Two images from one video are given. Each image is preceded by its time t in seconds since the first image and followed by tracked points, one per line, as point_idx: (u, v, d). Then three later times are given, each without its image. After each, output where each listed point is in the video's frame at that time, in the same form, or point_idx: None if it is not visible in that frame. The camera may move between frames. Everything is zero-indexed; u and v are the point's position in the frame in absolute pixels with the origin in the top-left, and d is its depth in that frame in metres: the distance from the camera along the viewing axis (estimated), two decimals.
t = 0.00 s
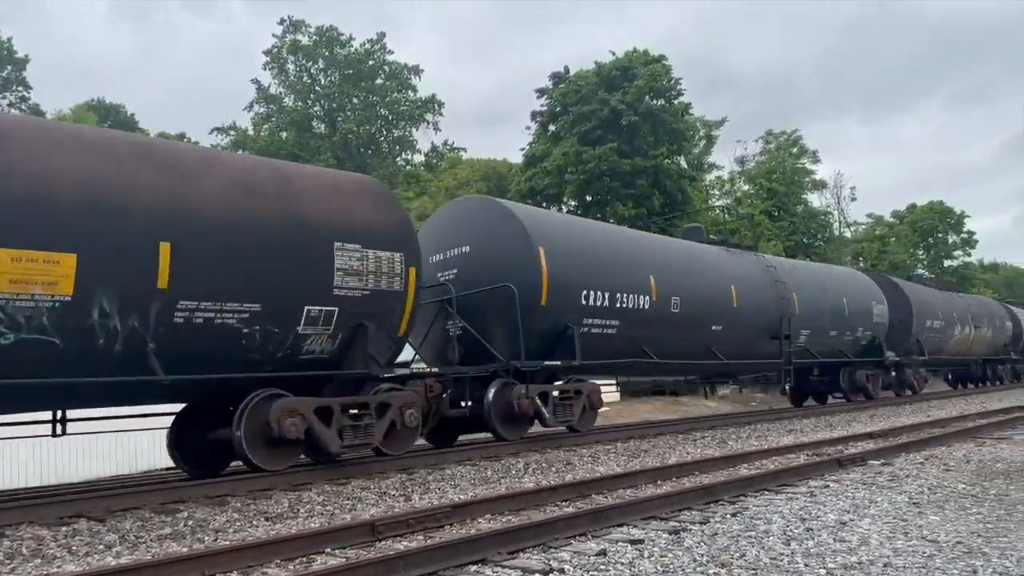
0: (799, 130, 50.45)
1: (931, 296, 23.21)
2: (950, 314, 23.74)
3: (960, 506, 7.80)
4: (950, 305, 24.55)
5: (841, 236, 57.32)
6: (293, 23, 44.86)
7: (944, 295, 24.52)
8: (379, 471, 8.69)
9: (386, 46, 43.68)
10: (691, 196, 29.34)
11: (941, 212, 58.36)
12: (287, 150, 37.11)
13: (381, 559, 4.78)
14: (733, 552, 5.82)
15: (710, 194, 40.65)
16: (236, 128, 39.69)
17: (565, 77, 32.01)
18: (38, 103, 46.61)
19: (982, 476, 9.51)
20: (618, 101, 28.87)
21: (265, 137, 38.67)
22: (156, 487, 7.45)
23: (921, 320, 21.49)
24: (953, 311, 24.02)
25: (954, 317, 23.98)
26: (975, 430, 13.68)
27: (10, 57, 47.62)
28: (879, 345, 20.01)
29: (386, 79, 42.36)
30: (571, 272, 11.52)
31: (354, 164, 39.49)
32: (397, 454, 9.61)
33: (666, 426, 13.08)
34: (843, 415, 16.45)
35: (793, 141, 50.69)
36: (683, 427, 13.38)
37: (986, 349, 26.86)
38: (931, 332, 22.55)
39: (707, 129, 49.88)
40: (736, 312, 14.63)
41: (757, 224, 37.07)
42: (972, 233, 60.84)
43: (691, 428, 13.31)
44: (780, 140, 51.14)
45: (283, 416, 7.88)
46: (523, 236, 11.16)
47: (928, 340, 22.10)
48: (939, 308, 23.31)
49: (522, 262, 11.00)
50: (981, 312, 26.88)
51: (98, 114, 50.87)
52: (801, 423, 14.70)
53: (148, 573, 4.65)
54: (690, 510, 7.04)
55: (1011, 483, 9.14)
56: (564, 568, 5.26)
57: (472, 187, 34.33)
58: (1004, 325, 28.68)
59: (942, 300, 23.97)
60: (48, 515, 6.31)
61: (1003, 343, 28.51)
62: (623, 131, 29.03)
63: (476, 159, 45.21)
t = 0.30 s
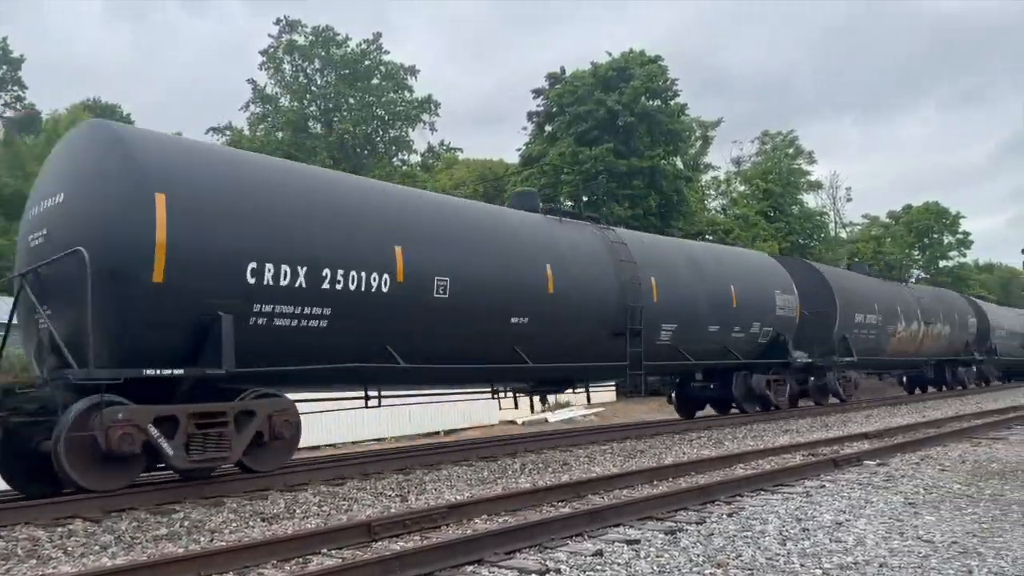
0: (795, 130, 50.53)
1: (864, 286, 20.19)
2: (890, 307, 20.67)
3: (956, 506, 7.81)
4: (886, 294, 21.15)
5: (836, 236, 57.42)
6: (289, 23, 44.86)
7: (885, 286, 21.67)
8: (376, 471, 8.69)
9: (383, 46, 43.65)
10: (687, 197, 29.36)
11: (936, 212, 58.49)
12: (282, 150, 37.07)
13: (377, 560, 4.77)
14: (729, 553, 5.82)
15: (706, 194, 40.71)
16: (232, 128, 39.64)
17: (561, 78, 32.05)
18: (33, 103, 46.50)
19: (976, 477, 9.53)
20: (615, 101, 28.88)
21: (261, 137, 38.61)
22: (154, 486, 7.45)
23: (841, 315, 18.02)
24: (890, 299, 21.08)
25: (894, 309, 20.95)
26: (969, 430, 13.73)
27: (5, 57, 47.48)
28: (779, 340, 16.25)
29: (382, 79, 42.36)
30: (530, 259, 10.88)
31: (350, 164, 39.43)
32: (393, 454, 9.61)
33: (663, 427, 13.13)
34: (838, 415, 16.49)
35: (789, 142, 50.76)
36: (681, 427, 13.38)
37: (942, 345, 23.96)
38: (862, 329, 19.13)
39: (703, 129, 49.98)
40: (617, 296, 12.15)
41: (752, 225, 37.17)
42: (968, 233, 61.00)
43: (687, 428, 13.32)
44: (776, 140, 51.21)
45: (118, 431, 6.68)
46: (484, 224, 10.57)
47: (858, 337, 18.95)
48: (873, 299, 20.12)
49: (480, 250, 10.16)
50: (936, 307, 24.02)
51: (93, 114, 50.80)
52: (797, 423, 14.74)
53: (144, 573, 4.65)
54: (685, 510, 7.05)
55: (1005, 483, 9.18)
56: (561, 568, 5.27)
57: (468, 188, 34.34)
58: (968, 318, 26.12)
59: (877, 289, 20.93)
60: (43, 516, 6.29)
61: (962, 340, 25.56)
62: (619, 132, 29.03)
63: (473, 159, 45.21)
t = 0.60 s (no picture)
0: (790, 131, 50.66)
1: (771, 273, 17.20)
2: (802, 301, 17.66)
3: (950, 506, 7.83)
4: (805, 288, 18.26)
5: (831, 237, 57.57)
6: (285, 24, 44.81)
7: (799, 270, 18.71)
8: (372, 472, 8.70)
9: (379, 47, 43.62)
10: (683, 197, 29.39)
11: (930, 213, 58.66)
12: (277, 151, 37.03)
13: (372, 560, 4.76)
14: (725, 553, 5.83)
15: (701, 195, 40.76)
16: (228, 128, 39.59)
17: (557, 78, 32.07)
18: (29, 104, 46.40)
19: (971, 476, 9.55)
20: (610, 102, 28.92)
21: (256, 137, 38.57)
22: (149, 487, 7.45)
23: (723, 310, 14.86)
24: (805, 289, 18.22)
25: (807, 299, 18.01)
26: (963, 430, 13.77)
27: None
28: (631, 336, 12.77)
29: (378, 79, 42.32)
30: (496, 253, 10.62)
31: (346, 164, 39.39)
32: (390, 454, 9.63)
33: (660, 427, 13.17)
34: (833, 415, 16.54)
35: (784, 142, 50.83)
36: (677, 427, 13.40)
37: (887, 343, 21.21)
38: (758, 323, 16.01)
39: (699, 130, 50.05)
40: (561, 282, 11.45)
41: (749, 226, 37.22)
42: (962, 234, 61.21)
43: (684, 428, 13.34)
44: (771, 141, 51.34)
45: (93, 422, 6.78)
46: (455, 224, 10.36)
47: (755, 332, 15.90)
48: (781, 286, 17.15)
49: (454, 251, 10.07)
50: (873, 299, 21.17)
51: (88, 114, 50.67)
52: (792, 423, 14.77)
53: (139, 574, 4.64)
54: (681, 510, 7.06)
55: (999, 483, 9.20)
56: (556, 568, 5.27)
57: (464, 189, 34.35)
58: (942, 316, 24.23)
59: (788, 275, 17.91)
60: (37, 517, 6.28)
61: (909, 339, 22.64)
62: (615, 133, 29.06)
63: (469, 160, 45.24)
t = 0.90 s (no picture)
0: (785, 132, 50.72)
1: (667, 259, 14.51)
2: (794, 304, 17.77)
3: (944, 505, 7.85)
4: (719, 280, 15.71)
5: (825, 237, 57.66)
6: (280, 25, 44.79)
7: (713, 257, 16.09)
8: (367, 473, 8.67)
9: (374, 47, 43.59)
10: (678, 198, 29.41)
11: (924, 213, 58.82)
12: (272, 151, 36.99)
13: (368, 561, 4.75)
14: (720, 553, 5.84)
15: (696, 196, 40.83)
16: (223, 129, 39.53)
17: (552, 78, 32.09)
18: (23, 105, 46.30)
19: (965, 476, 9.58)
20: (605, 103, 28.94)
21: (252, 138, 38.49)
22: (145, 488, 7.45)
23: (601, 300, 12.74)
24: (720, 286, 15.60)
25: (719, 295, 15.40)
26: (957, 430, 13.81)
27: None
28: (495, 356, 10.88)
29: (373, 80, 42.30)
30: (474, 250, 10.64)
31: (341, 164, 39.33)
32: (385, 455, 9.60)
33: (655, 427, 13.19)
34: (827, 415, 16.58)
35: (779, 143, 50.95)
36: (671, 427, 13.42)
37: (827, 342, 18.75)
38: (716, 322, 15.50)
39: (693, 131, 50.11)
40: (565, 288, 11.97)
41: (744, 226, 37.30)
42: (956, 235, 61.39)
43: (678, 428, 13.37)
44: (766, 141, 51.45)
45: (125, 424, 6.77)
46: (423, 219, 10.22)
47: (641, 332, 13.40)
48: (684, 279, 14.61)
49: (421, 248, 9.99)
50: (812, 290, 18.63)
51: (83, 114, 50.54)
52: (786, 424, 14.79)
53: None
54: (676, 510, 7.07)
55: (993, 483, 9.22)
56: (552, 568, 5.28)
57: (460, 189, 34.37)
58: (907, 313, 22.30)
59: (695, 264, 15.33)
60: (31, 518, 6.25)
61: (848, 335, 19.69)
62: (610, 133, 29.08)
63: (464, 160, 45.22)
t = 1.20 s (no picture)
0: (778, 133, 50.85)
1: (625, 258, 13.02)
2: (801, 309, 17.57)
3: (939, 505, 7.87)
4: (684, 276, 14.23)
5: (819, 237, 57.81)
6: (274, 26, 44.69)
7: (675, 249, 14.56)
8: (361, 474, 8.65)
9: (368, 48, 43.52)
10: (672, 198, 29.45)
11: (918, 214, 59.04)
12: (266, 151, 36.96)
13: (362, 562, 4.74)
14: (715, 553, 5.84)
15: (690, 197, 40.89)
16: (216, 129, 39.44)
17: (546, 79, 32.13)
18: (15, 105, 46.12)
19: (958, 476, 9.59)
20: (600, 103, 28.97)
21: (246, 138, 38.44)
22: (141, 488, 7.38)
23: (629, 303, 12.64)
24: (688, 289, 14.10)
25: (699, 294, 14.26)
26: (950, 430, 13.85)
27: None
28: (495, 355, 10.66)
29: (367, 80, 42.25)
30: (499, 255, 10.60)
31: (335, 164, 39.26)
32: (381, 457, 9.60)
33: (649, 428, 13.19)
34: (820, 416, 16.63)
35: (773, 144, 51.01)
36: (667, 428, 13.40)
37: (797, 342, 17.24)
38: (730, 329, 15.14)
39: (687, 132, 50.18)
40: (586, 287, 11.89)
41: (738, 227, 37.38)
42: (949, 235, 61.63)
43: (672, 429, 13.37)
44: (760, 142, 51.51)
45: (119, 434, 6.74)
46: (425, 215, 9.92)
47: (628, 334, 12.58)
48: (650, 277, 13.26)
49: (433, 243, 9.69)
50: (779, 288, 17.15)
51: (76, 114, 50.31)
52: (781, 424, 14.81)
53: None
54: (670, 510, 7.06)
55: (986, 483, 9.24)
56: (547, 569, 5.27)
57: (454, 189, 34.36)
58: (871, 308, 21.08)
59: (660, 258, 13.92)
60: (23, 521, 6.21)
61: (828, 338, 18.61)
62: (605, 134, 29.11)
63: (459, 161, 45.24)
